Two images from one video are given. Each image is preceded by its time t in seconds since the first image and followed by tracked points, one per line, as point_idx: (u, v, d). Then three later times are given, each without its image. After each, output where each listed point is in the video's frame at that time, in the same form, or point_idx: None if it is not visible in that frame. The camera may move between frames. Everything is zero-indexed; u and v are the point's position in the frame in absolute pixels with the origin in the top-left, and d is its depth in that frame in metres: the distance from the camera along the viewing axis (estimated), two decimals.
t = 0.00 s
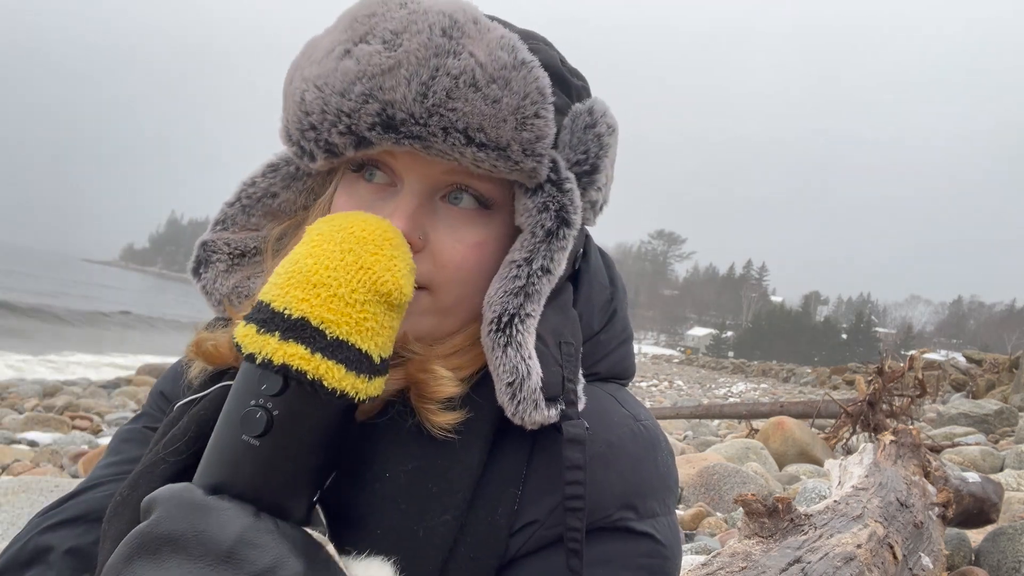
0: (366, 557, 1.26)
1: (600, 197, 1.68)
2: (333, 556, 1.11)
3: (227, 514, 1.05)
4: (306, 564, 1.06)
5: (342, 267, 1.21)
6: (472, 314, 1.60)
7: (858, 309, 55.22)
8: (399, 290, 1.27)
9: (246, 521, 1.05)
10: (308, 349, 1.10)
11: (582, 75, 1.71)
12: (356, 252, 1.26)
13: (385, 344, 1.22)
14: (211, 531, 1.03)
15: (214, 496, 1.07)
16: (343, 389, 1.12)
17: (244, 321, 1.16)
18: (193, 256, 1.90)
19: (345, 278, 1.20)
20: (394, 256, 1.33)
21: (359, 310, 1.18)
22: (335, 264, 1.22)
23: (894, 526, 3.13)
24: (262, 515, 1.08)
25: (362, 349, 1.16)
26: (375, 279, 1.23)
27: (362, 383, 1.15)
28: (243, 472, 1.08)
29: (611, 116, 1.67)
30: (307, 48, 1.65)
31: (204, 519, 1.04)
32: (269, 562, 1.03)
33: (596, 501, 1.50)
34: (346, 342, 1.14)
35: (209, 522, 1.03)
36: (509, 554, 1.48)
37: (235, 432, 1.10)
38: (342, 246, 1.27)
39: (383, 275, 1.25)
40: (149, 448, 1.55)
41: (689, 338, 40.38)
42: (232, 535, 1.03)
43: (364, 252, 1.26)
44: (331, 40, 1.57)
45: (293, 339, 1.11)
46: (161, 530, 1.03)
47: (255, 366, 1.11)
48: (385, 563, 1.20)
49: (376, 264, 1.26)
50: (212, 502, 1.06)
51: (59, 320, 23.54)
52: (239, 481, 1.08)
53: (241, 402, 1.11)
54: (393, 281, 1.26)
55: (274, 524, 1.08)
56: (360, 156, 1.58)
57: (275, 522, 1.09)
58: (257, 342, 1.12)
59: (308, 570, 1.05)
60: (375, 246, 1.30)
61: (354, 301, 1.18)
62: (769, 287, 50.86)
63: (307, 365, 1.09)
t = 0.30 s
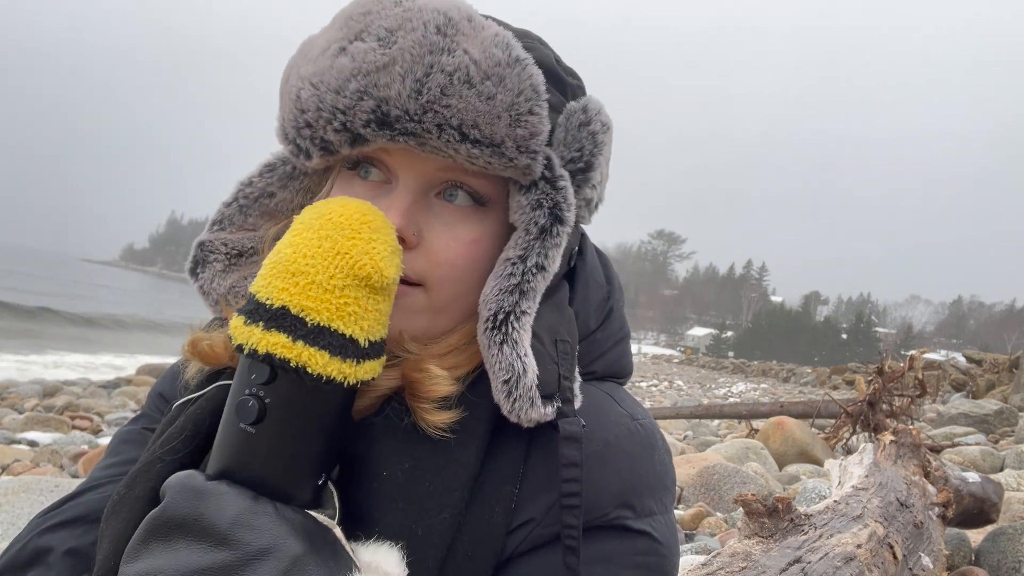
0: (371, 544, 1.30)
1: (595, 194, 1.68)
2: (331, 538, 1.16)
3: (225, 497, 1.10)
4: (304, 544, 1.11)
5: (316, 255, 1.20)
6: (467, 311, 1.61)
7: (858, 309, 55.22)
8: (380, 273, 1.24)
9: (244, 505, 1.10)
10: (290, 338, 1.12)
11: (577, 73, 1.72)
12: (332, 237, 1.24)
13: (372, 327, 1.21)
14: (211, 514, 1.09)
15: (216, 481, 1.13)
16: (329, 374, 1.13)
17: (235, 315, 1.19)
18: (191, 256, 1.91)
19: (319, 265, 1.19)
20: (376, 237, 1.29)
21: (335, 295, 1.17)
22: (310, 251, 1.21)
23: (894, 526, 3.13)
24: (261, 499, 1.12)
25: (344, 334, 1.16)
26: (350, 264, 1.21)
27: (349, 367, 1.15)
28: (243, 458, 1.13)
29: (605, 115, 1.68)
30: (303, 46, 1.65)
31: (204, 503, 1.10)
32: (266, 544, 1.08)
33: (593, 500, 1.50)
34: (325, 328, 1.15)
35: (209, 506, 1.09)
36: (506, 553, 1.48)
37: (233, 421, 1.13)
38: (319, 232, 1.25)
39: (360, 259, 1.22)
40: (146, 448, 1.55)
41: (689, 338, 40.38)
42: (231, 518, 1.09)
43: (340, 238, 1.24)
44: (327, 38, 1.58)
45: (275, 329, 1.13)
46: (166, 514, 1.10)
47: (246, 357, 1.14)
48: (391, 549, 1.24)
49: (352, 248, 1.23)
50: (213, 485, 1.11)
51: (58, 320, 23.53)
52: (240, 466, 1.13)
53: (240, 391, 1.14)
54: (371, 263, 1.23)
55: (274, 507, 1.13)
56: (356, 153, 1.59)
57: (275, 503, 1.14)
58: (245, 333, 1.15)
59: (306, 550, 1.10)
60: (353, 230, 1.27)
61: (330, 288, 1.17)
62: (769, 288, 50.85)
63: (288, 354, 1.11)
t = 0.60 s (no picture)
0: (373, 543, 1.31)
1: (594, 196, 1.69)
2: (326, 538, 1.17)
3: (217, 500, 1.11)
4: (296, 546, 1.11)
5: (302, 255, 1.20)
6: (466, 313, 1.61)
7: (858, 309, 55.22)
8: (366, 272, 1.23)
9: (235, 507, 1.11)
10: (276, 341, 1.12)
11: (575, 74, 1.73)
12: (318, 236, 1.23)
13: (361, 327, 1.20)
14: (203, 517, 1.10)
15: (208, 484, 1.14)
16: (317, 375, 1.13)
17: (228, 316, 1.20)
18: (190, 259, 1.91)
19: (305, 265, 1.19)
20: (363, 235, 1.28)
21: (320, 296, 1.17)
22: (296, 251, 1.20)
23: (894, 526, 3.14)
24: (253, 501, 1.13)
25: (332, 335, 1.15)
26: (335, 263, 1.20)
27: (339, 368, 1.15)
28: (236, 458, 1.13)
29: (604, 116, 1.68)
30: (300, 49, 1.66)
31: (196, 506, 1.10)
32: (257, 546, 1.09)
33: (593, 500, 1.51)
34: (312, 330, 1.14)
35: (200, 509, 1.10)
36: (506, 554, 1.48)
37: (226, 423, 1.14)
38: (305, 231, 1.25)
39: (345, 258, 1.22)
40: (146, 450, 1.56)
41: (689, 338, 40.38)
42: (222, 521, 1.10)
43: (326, 237, 1.24)
44: (323, 42, 1.58)
45: (262, 332, 1.14)
46: (159, 517, 1.11)
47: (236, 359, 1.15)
48: (392, 549, 1.24)
49: (338, 248, 1.23)
50: (205, 489, 1.12)
51: (58, 320, 23.51)
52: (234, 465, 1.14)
53: (231, 395, 1.16)
54: (357, 262, 1.22)
55: (266, 509, 1.13)
56: (354, 157, 1.59)
57: (269, 505, 1.14)
58: (234, 335, 1.15)
59: (298, 552, 1.11)
60: (339, 228, 1.26)
61: (315, 289, 1.17)
62: (769, 288, 50.85)
63: (275, 356, 1.11)
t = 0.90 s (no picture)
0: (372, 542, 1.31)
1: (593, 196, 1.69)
2: (327, 539, 1.17)
3: (217, 500, 1.12)
4: (297, 546, 1.12)
5: (304, 256, 1.20)
6: (466, 314, 1.62)
7: (858, 308, 55.21)
8: (369, 273, 1.23)
9: (236, 507, 1.11)
10: (278, 341, 1.13)
11: (574, 73, 1.73)
12: (320, 237, 1.23)
13: (363, 327, 1.20)
14: (203, 518, 1.10)
15: (209, 484, 1.15)
16: (317, 375, 1.13)
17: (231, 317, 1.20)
18: (188, 260, 1.91)
19: (308, 266, 1.19)
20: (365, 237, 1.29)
21: (323, 297, 1.17)
22: (299, 252, 1.21)
23: (894, 526, 3.14)
24: (255, 501, 1.14)
25: (334, 335, 1.16)
26: (338, 264, 1.20)
27: (341, 368, 1.15)
28: (235, 459, 1.14)
29: (602, 115, 1.69)
30: (298, 50, 1.66)
31: (196, 506, 1.11)
32: (257, 547, 1.09)
33: (592, 501, 1.51)
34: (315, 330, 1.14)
35: (201, 509, 1.11)
36: (506, 554, 1.48)
37: (228, 422, 1.14)
38: (307, 233, 1.25)
39: (348, 259, 1.22)
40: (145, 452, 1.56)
41: (689, 338, 40.38)
42: (223, 521, 1.10)
43: (329, 237, 1.24)
44: (320, 44, 1.58)
45: (265, 332, 1.14)
46: (160, 517, 1.11)
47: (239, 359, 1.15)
48: (392, 549, 1.24)
49: (340, 249, 1.23)
50: (206, 489, 1.13)
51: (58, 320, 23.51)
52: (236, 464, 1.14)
53: (233, 393, 1.15)
54: (359, 263, 1.22)
55: (267, 509, 1.14)
56: (353, 159, 1.60)
57: (270, 505, 1.15)
58: (237, 335, 1.15)
59: (299, 552, 1.11)
60: (342, 230, 1.26)
61: (318, 290, 1.17)
62: (769, 288, 50.85)
63: (277, 356, 1.11)
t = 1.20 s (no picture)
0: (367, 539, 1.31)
1: (592, 196, 1.69)
2: (324, 541, 1.17)
3: (212, 510, 1.12)
4: (298, 552, 1.12)
5: (293, 257, 1.18)
6: (466, 314, 1.62)
7: (858, 308, 55.22)
8: (359, 273, 1.23)
9: (234, 516, 1.12)
10: (271, 344, 1.10)
11: (573, 73, 1.73)
12: (307, 238, 1.22)
13: (352, 328, 1.20)
14: (201, 529, 1.10)
15: (203, 494, 1.14)
16: (312, 377, 1.12)
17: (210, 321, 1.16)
18: (188, 261, 1.91)
19: (299, 268, 1.17)
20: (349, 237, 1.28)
21: (315, 300, 1.15)
22: (287, 253, 1.18)
23: (894, 526, 3.14)
24: (250, 509, 1.14)
25: (327, 336, 1.15)
26: (328, 265, 1.19)
27: (333, 370, 1.15)
28: (225, 465, 1.13)
29: (601, 115, 1.69)
30: (296, 51, 1.66)
31: (193, 519, 1.11)
32: (258, 554, 1.10)
33: (592, 501, 1.51)
34: (310, 332, 1.13)
35: (198, 521, 1.11)
36: (505, 554, 1.49)
37: (213, 429, 1.12)
38: (293, 234, 1.22)
39: (338, 259, 1.21)
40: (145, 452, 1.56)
41: (689, 338, 40.38)
42: (221, 531, 1.10)
43: (316, 238, 1.22)
44: (318, 44, 1.59)
45: (255, 335, 1.11)
46: (156, 531, 1.11)
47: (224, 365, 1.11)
48: (383, 543, 1.25)
49: (329, 249, 1.21)
50: (201, 500, 1.13)
51: (57, 320, 23.48)
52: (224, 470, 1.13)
53: (217, 401, 1.12)
54: (347, 265, 1.21)
55: (263, 515, 1.14)
56: (351, 159, 1.60)
57: (265, 512, 1.15)
58: (223, 340, 1.12)
59: (301, 557, 1.12)
60: (326, 230, 1.25)
61: (310, 292, 1.15)
62: (769, 288, 50.85)
63: (272, 360, 1.09)
